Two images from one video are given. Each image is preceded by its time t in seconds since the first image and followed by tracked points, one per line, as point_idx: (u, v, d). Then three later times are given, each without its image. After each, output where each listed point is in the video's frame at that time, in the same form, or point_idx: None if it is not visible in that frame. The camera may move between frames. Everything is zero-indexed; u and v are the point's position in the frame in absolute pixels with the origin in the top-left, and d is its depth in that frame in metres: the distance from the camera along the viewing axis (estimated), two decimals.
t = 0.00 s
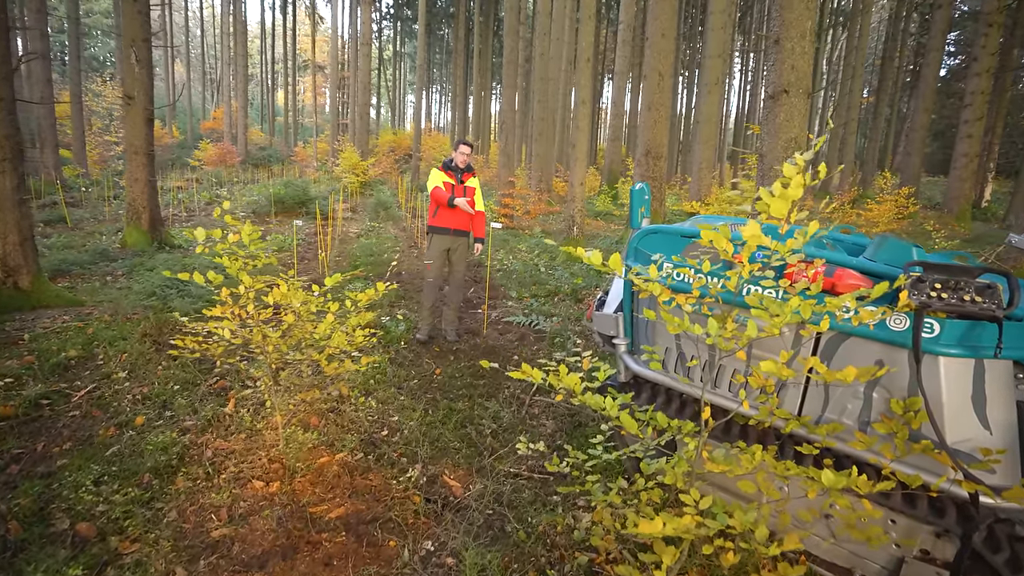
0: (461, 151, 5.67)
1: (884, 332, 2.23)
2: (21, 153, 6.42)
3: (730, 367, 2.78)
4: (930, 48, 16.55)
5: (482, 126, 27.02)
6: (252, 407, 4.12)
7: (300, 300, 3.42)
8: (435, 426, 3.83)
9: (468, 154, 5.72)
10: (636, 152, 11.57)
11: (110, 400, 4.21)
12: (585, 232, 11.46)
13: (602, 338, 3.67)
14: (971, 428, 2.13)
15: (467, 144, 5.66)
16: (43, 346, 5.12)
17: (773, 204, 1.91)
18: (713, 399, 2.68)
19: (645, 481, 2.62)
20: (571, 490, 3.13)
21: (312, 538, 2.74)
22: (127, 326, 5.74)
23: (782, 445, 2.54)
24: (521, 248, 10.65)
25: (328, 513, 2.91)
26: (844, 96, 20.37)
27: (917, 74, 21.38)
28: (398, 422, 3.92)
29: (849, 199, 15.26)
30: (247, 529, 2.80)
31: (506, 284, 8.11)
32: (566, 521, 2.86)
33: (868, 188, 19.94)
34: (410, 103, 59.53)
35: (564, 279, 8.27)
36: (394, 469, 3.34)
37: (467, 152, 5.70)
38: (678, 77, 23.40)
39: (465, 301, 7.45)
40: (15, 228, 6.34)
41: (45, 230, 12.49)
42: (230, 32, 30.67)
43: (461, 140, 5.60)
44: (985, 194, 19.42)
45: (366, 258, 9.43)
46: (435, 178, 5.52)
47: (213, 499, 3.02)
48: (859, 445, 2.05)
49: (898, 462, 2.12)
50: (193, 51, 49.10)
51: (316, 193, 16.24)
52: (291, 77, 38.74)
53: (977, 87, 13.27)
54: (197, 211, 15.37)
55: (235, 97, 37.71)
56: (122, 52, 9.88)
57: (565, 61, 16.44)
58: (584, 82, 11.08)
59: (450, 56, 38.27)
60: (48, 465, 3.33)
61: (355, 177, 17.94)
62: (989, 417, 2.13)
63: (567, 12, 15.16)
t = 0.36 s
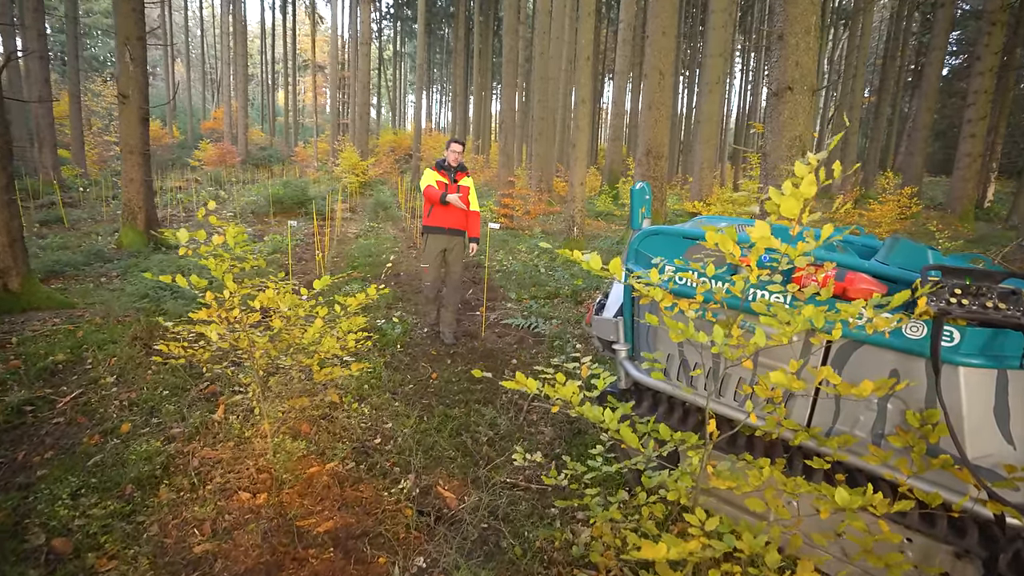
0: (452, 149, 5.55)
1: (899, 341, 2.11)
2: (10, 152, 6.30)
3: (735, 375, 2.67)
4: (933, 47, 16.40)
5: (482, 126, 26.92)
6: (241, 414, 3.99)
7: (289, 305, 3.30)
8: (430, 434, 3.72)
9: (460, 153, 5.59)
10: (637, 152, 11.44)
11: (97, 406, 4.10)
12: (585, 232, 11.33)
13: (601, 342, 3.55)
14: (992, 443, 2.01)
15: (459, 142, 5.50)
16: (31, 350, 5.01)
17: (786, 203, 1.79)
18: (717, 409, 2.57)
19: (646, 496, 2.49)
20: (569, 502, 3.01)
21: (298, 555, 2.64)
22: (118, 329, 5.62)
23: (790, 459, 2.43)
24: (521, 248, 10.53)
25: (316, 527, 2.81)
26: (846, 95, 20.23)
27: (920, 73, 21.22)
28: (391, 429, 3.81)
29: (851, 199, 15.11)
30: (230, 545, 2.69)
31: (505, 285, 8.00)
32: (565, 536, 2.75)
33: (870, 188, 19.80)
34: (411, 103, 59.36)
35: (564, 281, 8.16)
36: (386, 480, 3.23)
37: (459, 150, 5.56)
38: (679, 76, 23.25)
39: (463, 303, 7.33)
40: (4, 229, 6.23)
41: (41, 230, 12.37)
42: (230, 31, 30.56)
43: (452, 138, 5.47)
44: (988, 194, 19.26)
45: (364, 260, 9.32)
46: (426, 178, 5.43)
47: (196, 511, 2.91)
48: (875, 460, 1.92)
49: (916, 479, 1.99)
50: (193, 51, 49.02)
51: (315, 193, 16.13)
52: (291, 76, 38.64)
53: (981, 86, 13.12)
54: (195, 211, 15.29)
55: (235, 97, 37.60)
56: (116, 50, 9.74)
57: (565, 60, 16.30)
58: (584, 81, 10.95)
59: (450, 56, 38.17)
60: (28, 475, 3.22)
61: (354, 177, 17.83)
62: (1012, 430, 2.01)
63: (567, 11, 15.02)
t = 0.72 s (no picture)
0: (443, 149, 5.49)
1: (924, 352, 1.99)
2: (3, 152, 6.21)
3: (746, 386, 2.56)
4: (939, 44, 16.20)
5: (484, 126, 26.80)
6: (234, 421, 3.87)
7: (279, 310, 3.18)
8: (427, 442, 3.60)
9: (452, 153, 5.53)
10: (640, 151, 11.31)
11: (86, 413, 3.99)
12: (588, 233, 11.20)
13: (604, 348, 3.43)
14: None
15: (450, 142, 5.44)
16: (22, 353, 4.91)
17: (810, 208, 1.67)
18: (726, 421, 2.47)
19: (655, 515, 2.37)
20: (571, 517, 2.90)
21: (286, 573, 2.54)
22: (111, 331, 5.52)
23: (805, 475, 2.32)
24: (523, 249, 10.41)
25: (305, 543, 2.71)
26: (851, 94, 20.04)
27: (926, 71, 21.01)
28: (387, 436, 3.70)
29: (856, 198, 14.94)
30: (216, 563, 2.59)
31: (507, 287, 7.87)
32: (566, 553, 2.64)
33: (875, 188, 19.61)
34: (413, 103, 59.27)
35: (566, 282, 8.04)
36: (380, 492, 3.12)
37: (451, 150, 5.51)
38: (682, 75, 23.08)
39: (464, 305, 7.21)
40: None
41: (41, 231, 12.30)
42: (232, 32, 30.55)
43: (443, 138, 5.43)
44: (995, 194, 19.04)
45: (364, 260, 9.22)
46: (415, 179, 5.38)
47: (182, 525, 2.81)
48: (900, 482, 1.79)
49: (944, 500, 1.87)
50: (197, 51, 49.07)
51: (316, 193, 16.05)
52: (294, 77, 38.61)
53: (988, 84, 12.93)
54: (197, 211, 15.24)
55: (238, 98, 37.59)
56: (114, 50, 9.65)
57: (567, 59, 16.18)
58: (586, 81, 10.78)
59: (453, 56, 38.05)
60: (11, 485, 3.12)
61: (356, 177, 17.72)
62: None
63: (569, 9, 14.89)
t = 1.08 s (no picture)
0: (446, 150, 5.43)
1: (965, 367, 1.86)
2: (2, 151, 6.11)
3: (766, 398, 2.43)
4: (950, 42, 15.97)
5: (489, 126, 26.69)
6: (231, 428, 3.75)
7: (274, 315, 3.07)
8: (429, 451, 3.50)
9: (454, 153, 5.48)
10: (646, 151, 11.16)
11: (80, 418, 3.87)
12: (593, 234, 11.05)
13: (613, 355, 3.32)
14: None
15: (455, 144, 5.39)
16: (18, 355, 4.80)
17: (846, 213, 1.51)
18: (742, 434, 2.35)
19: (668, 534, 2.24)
20: (577, 534, 2.79)
21: None
22: (110, 333, 5.42)
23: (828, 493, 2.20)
24: (528, 250, 10.28)
25: (300, 560, 2.60)
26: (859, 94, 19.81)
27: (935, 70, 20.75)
28: (388, 446, 3.60)
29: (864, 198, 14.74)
30: None
31: (511, 288, 7.75)
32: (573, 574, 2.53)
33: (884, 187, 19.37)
34: (418, 104, 59.22)
35: (572, 283, 7.92)
36: (379, 505, 3.01)
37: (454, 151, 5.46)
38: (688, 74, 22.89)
39: (468, 307, 7.09)
40: None
41: (44, 231, 12.25)
42: (237, 32, 30.56)
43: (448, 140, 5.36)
44: (1006, 193, 18.78)
45: (368, 261, 9.11)
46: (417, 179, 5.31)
47: (172, 540, 2.69)
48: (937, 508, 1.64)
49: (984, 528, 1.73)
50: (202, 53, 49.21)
51: (320, 193, 15.97)
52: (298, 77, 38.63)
53: (1000, 81, 12.70)
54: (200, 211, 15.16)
55: (243, 98, 37.64)
56: (117, 49, 9.57)
57: (572, 58, 16.02)
58: (592, 79, 10.58)
59: (457, 56, 37.94)
60: None
61: (360, 177, 17.64)
62: None
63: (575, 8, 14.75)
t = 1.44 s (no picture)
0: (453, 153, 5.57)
1: (1017, 385, 1.72)
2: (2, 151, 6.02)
3: (792, 413, 2.29)
4: (961, 41, 15.68)
5: (494, 126, 26.57)
6: (230, 436, 3.64)
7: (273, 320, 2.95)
8: (433, 462, 3.39)
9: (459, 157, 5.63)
10: (653, 151, 11.01)
11: (76, 425, 3.76)
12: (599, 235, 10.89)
13: (626, 363, 3.19)
14: None
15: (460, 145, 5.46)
16: (16, 359, 4.71)
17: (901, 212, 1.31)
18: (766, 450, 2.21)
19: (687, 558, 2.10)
20: (588, 554, 2.67)
21: None
22: (109, 336, 5.32)
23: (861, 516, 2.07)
24: (533, 251, 10.16)
25: None
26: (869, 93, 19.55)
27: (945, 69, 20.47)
28: (392, 455, 3.49)
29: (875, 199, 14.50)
30: None
31: (517, 291, 7.62)
32: None
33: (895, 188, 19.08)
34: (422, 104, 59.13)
35: (579, 286, 7.78)
36: (381, 521, 2.90)
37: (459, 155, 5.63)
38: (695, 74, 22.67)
39: (473, 309, 6.97)
40: None
41: (49, 231, 12.20)
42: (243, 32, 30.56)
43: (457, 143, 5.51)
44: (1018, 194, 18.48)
45: (372, 262, 9.01)
46: (427, 179, 5.37)
47: (165, 557, 2.58)
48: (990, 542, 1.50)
49: None
50: (208, 53, 49.34)
51: (325, 193, 15.89)
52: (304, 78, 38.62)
53: (1014, 80, 12.46)
54: (205, 212, 15.09)
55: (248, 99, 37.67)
56: (121, 48, 9.49)
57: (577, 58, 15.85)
58: (599, 78, 10.38)
59: (462, 56, 37.82)
60: None
61: (366, 177, 17.54)
62: None
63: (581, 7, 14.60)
